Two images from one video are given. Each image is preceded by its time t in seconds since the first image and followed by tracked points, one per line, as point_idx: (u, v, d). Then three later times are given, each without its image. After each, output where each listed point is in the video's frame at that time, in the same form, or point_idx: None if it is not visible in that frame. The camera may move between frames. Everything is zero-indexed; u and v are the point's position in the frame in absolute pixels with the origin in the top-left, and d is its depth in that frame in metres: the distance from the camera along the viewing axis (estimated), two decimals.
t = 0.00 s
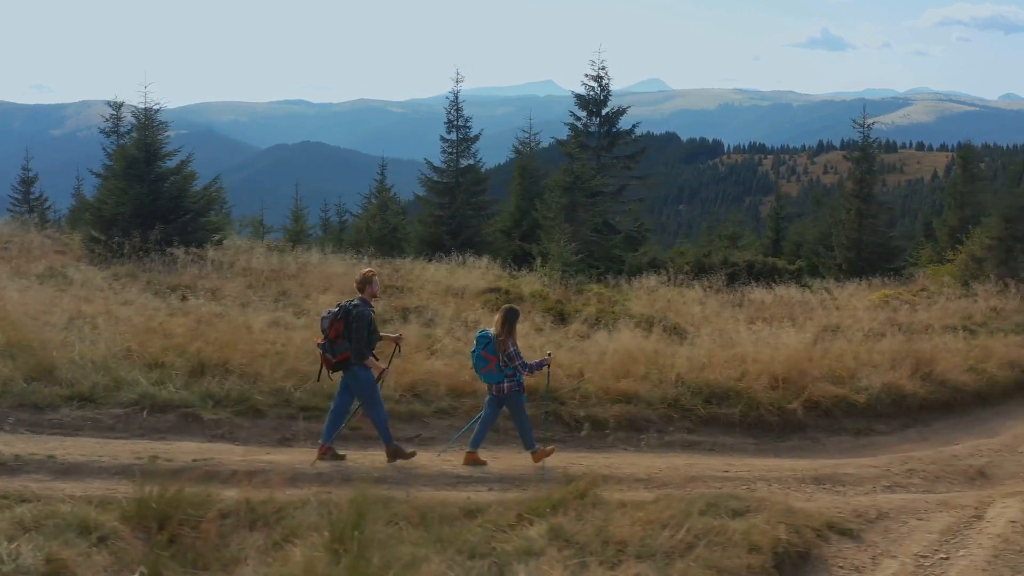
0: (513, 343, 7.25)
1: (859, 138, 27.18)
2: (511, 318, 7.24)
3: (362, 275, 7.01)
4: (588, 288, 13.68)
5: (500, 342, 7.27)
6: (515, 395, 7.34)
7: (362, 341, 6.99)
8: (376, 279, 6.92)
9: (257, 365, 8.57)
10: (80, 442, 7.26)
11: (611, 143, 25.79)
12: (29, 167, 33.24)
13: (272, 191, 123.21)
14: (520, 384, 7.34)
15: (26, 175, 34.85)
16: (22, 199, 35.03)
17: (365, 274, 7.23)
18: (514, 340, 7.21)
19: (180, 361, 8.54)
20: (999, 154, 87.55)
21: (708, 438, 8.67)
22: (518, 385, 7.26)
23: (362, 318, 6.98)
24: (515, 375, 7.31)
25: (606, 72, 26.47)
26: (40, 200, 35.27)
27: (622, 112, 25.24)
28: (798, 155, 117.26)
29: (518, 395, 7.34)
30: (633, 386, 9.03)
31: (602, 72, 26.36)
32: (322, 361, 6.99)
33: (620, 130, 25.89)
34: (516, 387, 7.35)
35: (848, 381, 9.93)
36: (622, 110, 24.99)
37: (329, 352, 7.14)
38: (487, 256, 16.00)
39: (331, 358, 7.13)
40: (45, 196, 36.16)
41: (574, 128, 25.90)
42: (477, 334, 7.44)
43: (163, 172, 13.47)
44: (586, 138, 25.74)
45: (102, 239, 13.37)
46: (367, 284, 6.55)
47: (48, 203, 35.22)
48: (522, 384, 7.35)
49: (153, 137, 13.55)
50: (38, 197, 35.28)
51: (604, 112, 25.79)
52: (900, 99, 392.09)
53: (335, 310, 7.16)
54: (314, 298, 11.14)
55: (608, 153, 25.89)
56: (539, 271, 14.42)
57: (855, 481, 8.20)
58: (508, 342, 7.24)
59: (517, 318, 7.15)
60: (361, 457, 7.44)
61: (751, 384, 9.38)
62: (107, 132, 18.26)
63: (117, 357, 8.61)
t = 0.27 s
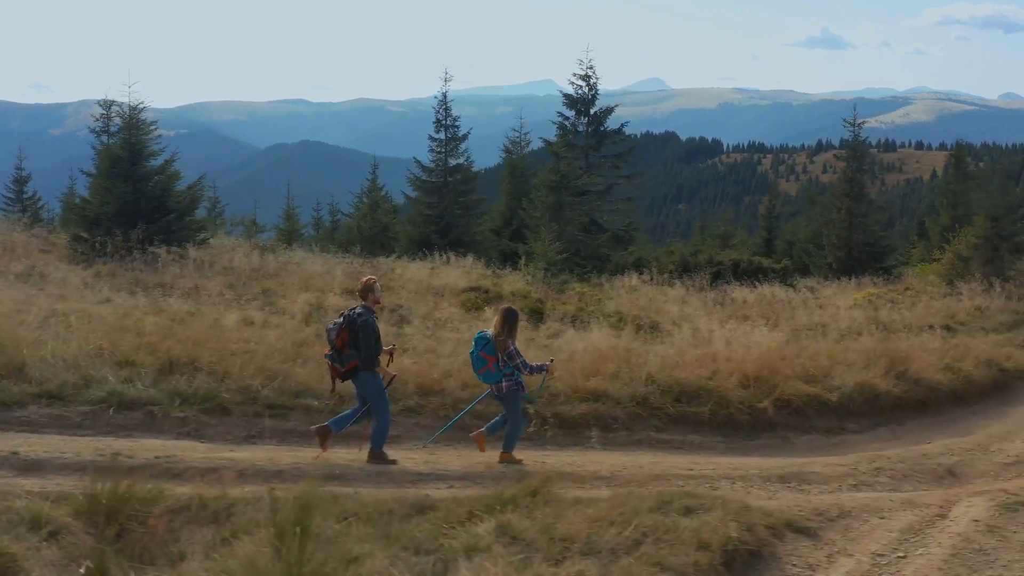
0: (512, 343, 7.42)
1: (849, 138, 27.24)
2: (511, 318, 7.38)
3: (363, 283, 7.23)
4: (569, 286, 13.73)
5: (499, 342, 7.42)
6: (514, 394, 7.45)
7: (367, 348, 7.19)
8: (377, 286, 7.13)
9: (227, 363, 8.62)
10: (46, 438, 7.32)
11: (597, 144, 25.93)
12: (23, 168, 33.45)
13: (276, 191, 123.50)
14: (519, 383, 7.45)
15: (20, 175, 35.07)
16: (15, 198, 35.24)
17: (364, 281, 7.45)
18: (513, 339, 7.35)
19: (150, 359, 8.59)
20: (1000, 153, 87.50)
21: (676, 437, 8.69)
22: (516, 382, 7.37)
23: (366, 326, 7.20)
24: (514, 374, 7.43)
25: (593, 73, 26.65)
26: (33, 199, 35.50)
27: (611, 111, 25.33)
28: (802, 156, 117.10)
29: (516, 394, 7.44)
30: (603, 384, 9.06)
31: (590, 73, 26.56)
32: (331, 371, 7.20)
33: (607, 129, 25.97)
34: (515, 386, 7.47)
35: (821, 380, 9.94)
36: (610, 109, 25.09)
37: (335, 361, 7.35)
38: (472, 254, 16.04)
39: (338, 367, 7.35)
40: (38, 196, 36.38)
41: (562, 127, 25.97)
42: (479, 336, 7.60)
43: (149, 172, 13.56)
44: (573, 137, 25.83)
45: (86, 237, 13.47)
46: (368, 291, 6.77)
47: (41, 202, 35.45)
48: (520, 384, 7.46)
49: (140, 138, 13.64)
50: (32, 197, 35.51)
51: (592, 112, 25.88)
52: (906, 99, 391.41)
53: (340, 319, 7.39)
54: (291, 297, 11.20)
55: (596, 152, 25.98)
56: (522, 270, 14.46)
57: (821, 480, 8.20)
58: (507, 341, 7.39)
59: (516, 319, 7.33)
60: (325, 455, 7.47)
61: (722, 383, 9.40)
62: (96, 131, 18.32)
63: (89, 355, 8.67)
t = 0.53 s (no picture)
0: (508, 342, 7.50)
1: (839, 138, 27.32)
2: (508, 319, 7.46)
3: (362, 277, 7.35)
4: (550, 285, 13.76)
5: (495, 340, 7.49)
6: (505, 392, 7.53)
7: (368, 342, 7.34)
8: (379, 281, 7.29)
9: (197, 362, 8.66)
10: (11, 436, 7.35)
11: (585, 143, 26.04)
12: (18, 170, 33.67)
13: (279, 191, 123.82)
14: (511, 382, 7.53)
15: (14, 176, 35.28)
16: (9, 200, 35.45)
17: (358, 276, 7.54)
18: (508, 340, 7.43)
19: (120, 357, 8.63)
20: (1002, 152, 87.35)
21: (645, 436, 8.70)
22: (509, 382, 7.45)
23: (367, 319, 7.34)
24: (507, 373, 7.51)
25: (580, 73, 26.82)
26: (27, 201, 35.69)
27: (599, 111, 25.47)
28: (804, 155, 117.01)
29: (507, 393, 7.52)
30: (573, 384, 9.08)
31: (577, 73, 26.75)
32: (331, 363, 7.30)
33: (596, 129, 26.09)
34: (507, 385, 7.54)
35: (795, 380, 9.93)
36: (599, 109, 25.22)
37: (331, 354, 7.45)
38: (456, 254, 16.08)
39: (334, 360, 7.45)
40: (33, 198, 36.60)
41: (552, 126, 26.07)
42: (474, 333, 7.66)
43: (132, 172, 13.89)
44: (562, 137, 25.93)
45: (72, 236, 13.86)
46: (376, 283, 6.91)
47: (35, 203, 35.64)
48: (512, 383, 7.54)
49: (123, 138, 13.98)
50: (26, 199, 35.73)
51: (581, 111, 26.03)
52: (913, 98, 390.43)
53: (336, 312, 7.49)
54: (270, 296, 11.24)
55: (585, 152, 26.11)
56: (505, 270, 14.49)
57: (787, 479, 8.19)
58: (502, 341, 7.47)
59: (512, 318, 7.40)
60: (288, 454, 7.50)
61: (693, 382, 9.41)
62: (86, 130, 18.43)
63: (60, 354, 8.71)
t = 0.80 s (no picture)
0: (504, 347, 7.74)
1: (827, 138, 27.49)
2: (504, 324, 7.72)
3: (362, 288, 7.34)
4: (531, 284, 13.81)
5: (492, 346, 7.76)
6: (505, 397, 7.72)
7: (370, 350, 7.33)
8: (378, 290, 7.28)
9: (168, 363, 8.70)
10: None
11: (573, 142, 26.38)
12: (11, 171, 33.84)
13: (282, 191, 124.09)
14: (510, 386, 7.73)
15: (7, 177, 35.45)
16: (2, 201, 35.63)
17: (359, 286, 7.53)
18: (504, 344, 7.68)
19: (91, 357, 8.66)
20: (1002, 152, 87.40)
21: (614, 436, 8.72)
22: (506, 385, 7.67)
23: (368, 328, 7.36)
24: (505, 377, 7.73)
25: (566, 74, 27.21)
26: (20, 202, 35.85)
27: (586, 111, 25.77)
28: (806, 155, 117.11)
29: (507, 396, 7.71)
30: (543, 384, 9.11)
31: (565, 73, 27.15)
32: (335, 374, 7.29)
33: (582, 128, 26.34)
34: (507, 390, 7.75)
35: (768, 380, 9.94)
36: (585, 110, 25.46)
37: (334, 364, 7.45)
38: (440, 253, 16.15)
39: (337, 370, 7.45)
40: (25, 198, 36.78)
41: (540, 126, 26.23)
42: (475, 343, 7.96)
43: (115, 174, 14.42)
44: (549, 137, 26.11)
45: (57, 237, 14.42)
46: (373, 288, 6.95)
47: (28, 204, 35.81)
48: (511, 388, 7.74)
49: (105, 140, 14.51)
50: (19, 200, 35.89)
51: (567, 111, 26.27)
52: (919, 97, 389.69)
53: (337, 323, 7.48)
54: (248, 295, 11.29)
55: (572, 151, 26.36)
56: (488, 270, 14.53)
57: (753, 480, 8.19)
58: (499, 346, 7.73)
59: (506, 324, 7.63)
60: (252, 454, 7.52)
61: (665, 382, 9.42)
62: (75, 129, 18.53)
63: (32, 353, 8.74)
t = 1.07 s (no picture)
0: (499, 347, 7.57)
1: (817, 137, 27.54)
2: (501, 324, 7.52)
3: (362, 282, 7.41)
4: (511, 284, 13.83)
5: (487, 345, 7.59)
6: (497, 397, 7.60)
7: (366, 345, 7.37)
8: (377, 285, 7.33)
9: (138, 362, 8.73)
10: None
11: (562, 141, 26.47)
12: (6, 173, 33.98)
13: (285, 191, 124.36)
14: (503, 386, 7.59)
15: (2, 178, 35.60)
16: None
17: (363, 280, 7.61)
18: (498, 344, 7.50)
19: (61, 356, 8.69)
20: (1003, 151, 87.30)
21: (582, 437, 8.72)
22: (498, 386, 7.53)
23: (365, 323, 7.39)
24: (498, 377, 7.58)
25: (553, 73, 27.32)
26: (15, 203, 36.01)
27: (574, 111, 25.89)
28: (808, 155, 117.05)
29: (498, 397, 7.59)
30: (513, 384, 9.11)
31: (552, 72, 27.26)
32: (329, 366, 7.37)
33: (571, 129, 26.48)
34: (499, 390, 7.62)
35: (742, 380, 9.94)
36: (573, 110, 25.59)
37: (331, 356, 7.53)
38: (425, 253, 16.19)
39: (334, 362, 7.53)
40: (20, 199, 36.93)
41: (529, 126, 26.33)
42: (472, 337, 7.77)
43: (99, 175, 14.91)
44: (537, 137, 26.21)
45: (41, 236, 14.84)
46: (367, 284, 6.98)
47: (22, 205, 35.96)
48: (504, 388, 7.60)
49: (89, 142, 15.01)
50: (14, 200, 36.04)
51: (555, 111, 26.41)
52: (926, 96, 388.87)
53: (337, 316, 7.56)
54: (225, 295, 11.31)
55: (560, 151, 26.46)
56: (472, 270, 14.56)
57: (719, 481, 8.18)
58: (494, 346, 7.56)
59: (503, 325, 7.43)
60: (215, 454, 7.54)
61: (636, 383, 9.42)
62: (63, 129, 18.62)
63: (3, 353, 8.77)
